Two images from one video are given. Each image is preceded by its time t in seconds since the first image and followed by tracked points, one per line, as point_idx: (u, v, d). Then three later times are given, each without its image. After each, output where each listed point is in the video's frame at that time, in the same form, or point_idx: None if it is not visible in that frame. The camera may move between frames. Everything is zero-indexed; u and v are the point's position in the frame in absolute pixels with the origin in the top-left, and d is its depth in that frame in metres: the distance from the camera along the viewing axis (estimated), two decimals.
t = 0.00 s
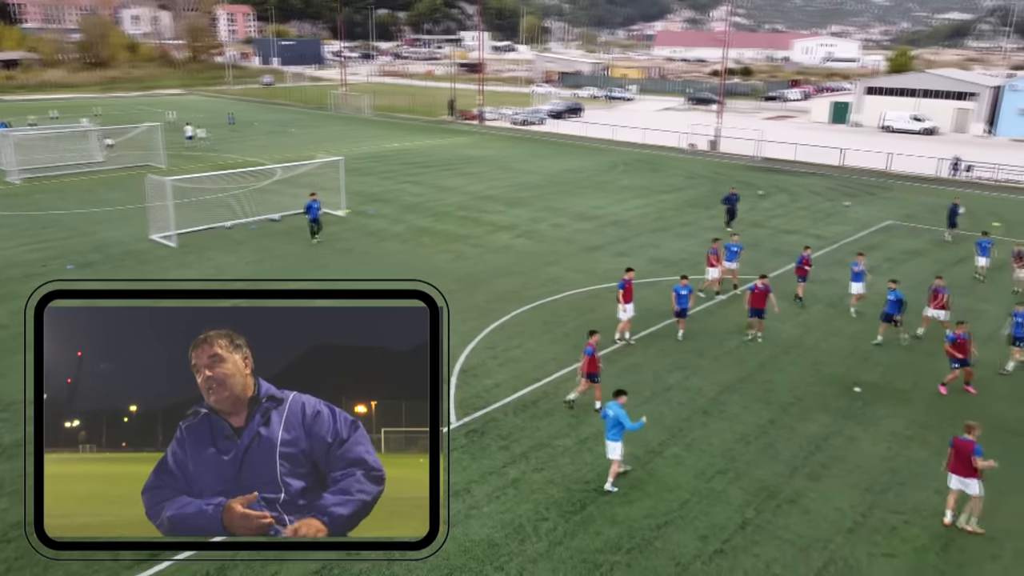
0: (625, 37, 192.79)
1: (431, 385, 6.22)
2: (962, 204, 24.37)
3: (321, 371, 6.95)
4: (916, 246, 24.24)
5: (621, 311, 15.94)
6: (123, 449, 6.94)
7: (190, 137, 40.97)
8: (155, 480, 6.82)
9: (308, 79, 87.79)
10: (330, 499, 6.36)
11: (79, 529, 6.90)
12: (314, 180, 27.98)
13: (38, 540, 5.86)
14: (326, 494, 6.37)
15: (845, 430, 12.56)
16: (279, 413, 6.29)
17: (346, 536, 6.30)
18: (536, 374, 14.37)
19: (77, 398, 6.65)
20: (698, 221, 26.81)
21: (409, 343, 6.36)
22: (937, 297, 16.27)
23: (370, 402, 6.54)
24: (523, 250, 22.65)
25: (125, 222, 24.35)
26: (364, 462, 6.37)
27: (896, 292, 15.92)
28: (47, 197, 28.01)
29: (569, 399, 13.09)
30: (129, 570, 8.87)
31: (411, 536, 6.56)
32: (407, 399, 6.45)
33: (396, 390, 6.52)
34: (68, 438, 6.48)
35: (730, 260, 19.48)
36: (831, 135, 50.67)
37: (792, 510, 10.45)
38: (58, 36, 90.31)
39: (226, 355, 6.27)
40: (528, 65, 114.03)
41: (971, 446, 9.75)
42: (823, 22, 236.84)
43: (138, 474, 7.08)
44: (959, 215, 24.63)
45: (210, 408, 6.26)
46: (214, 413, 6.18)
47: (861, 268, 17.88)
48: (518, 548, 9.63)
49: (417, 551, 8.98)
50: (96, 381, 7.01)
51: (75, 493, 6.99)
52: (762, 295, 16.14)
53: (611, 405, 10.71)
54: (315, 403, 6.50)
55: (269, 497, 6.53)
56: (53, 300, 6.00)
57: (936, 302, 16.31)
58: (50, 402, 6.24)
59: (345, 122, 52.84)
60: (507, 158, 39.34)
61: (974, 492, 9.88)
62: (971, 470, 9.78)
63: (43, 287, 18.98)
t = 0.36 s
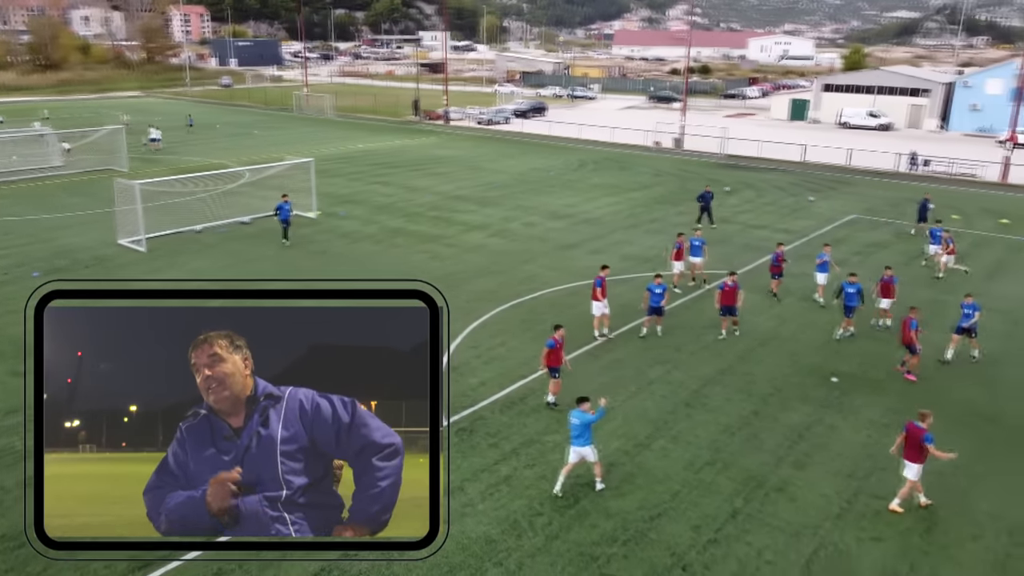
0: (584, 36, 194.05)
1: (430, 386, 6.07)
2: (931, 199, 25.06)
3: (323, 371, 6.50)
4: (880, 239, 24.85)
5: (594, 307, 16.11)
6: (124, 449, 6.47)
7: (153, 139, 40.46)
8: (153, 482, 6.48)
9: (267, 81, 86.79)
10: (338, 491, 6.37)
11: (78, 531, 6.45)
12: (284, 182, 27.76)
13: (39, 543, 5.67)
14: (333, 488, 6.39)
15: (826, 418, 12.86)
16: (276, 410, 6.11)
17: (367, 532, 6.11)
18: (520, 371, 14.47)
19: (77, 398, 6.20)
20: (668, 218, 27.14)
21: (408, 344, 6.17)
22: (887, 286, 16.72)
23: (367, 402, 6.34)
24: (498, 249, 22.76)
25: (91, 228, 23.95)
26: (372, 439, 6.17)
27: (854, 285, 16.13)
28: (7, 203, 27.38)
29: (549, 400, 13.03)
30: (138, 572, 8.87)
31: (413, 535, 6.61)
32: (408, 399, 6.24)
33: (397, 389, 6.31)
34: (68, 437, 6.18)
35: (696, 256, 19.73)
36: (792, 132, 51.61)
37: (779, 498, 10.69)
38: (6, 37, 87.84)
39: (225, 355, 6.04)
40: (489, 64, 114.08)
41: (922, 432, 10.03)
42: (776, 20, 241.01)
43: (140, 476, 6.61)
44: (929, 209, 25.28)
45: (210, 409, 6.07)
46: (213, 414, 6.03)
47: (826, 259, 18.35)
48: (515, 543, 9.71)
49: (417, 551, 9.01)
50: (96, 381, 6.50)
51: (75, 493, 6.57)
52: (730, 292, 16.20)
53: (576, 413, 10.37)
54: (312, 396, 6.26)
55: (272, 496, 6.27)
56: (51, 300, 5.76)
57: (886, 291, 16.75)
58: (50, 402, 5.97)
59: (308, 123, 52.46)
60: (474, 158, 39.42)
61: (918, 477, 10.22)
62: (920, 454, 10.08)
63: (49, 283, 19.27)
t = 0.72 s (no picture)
0: (544, 35, 194.74)
1: (431, 383, 5.75)
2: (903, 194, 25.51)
3: (329, 372, 6.25)
4: (846, 233, 25.40)
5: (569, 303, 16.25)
6: (123, 450, 6.07)
7: (114, 142, 39.73)
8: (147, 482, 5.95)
9: (226, 81, 85.54)
10: (337, 494, 6.13)
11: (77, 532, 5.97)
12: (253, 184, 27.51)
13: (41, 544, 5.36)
14: (332, 489, 6.15)
15: (805, 409, 13.14)
16: (279, 412, 5.87)
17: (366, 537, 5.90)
18: (504, 369, 14.55)
19: (77, 398, 5.87)
20: (639, 215, 27.43)
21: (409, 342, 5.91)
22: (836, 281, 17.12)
23: (365, 403, 6.02)
24: (472, 248, 22.82)
25: (56, 233, 23.46)
26: (374, 445, 5.86)
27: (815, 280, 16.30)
28: None
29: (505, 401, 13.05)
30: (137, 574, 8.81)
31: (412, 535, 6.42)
32: (408, 399, 5.95)
33: (397, 389, 6.00)
34: (67, 438, 5.78)
35: (664, 252, 20.01)
36: (753, 129, 52.43)
37: (766, 487, 10.93)
38: None
39: (229, 354, 5.72)
40: (451, 64, 113.87)
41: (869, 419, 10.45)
42: (732, 19, 244.29)
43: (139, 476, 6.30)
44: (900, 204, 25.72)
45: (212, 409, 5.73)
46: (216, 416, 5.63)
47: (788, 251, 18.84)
48: (511, 539, 9.79)
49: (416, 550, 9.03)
50: (96, 380, 6.27)
51: (75, 492, 6.04)
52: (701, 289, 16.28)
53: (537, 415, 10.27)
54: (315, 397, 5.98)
55: (272, 497, 6.06)
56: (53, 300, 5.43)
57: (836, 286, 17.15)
58: (49, 402, 5.59)
59: (271, 124, 51.93)
60: (442, 158, 39.41)
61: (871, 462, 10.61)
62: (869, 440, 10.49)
63: (49, 284, 19.41)
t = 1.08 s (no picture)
0: (499, 34, 194.90)
1: (430, 385, 5.64)
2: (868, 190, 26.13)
3: (329, 372, 5.91)
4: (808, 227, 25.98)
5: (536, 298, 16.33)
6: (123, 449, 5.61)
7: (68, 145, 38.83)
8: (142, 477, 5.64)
9: (180, 82, 83.93)
10: (337, 494, 5.88)
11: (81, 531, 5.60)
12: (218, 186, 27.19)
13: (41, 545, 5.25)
14: (332, 490, 5.89)
15: (780, 399, 13.47)
16: (283, 412, 5.57)
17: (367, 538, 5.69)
18: (483, 366, 14.62)
19: (77, 397, 5.57)
20: (606, 213, 27.70)
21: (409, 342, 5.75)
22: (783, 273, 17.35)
23: (366, 404, 5.78)
24: (444, 248, 22.86)
25: (16, 239, 22.90)
26: (377, 446, 5.67)
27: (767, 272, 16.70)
28: None
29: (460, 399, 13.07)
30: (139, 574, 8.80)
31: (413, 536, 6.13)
32: (409, 399, 5.80)
33: (397, 389, 5.83)
34: (67, 438, 5.51)
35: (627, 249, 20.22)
36: (712, 126, 53.20)
37: (748, 475, 11.19)
38: None
39: (233, 355, 5.54)
40: (409, 64, 113.35)
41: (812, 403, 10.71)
42: (685, 17, 247.06)
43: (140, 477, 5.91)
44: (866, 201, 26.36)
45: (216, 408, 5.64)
46: (218, 414, 5.52)
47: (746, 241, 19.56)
48: (502, 533, 9.88)
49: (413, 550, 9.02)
50: (95, 381, 5.92)
51: (75, 491, 5.66)
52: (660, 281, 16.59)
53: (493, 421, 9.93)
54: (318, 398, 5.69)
55: (273, 497, 5.77)
56: (52, 299, 5.16)
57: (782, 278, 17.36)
58: (49, 402, 5.43)
59: (230, 126, 51.24)
60: (406, 158, 39.31)
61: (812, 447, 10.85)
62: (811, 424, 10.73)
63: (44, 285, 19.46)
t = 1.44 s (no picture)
0: (453, 33, 194.59)
1: (431, 387, 5.68)
2: (832, 186, 26.64)
3: (326, 372, 5.90)
4: (767, 221, 26.55)
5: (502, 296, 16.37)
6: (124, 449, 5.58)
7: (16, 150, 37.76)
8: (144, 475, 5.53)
9: (128, 84, 81.86)
10: (339, 496, 5.81)
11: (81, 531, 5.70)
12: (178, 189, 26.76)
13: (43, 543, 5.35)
14: (333, 492, 5.81)
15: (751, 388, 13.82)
16: (289, 412, 5.64)
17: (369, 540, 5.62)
18: (459, 364, 14.71)
19: (77, 398, 5.70)
20: (570, 210, 27.94)
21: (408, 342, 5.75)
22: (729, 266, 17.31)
23: (368, 403, 5.83)
24: (411, 248, 22.87)
25: None
26: (384, 449, 5.63)
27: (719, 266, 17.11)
28: None
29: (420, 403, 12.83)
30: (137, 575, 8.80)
31: (413, 536, 6.15)
32: (408, 398, 5.85)
33: (397, 389, 5.88)
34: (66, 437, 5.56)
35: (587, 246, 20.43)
36: (668, 124, 53.93)
37: (725, 463, 11.47)
38: None
39: (244, 355, 5.36)
40: (363, 64, 112.29)
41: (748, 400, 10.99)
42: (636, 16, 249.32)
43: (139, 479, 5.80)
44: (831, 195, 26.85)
45: (221, 405, 5.56)
46: (223, 412, 5.52)
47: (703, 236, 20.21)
48: (489, 529, 9.97)
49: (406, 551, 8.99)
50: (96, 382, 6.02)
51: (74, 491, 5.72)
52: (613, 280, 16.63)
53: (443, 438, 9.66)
54: (321, 397, 5.77)
55: (275, 497, 5.71)
56: (52, 300, 5.07)
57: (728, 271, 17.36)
58: (48, 403, 5.55)
59: (183, 128, 50.32)
60: (367, 158, 39.10)
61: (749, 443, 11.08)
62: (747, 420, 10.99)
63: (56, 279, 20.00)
